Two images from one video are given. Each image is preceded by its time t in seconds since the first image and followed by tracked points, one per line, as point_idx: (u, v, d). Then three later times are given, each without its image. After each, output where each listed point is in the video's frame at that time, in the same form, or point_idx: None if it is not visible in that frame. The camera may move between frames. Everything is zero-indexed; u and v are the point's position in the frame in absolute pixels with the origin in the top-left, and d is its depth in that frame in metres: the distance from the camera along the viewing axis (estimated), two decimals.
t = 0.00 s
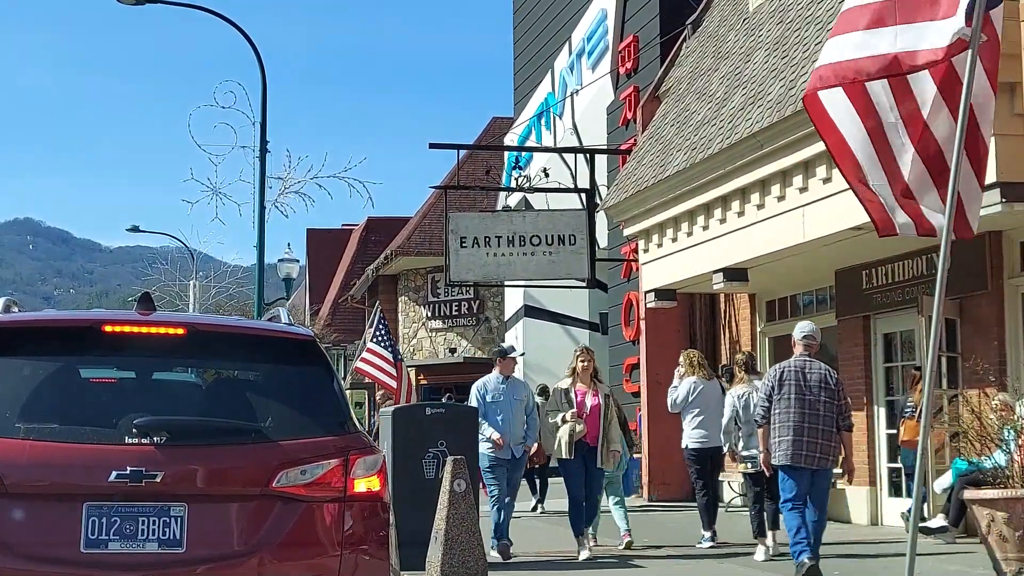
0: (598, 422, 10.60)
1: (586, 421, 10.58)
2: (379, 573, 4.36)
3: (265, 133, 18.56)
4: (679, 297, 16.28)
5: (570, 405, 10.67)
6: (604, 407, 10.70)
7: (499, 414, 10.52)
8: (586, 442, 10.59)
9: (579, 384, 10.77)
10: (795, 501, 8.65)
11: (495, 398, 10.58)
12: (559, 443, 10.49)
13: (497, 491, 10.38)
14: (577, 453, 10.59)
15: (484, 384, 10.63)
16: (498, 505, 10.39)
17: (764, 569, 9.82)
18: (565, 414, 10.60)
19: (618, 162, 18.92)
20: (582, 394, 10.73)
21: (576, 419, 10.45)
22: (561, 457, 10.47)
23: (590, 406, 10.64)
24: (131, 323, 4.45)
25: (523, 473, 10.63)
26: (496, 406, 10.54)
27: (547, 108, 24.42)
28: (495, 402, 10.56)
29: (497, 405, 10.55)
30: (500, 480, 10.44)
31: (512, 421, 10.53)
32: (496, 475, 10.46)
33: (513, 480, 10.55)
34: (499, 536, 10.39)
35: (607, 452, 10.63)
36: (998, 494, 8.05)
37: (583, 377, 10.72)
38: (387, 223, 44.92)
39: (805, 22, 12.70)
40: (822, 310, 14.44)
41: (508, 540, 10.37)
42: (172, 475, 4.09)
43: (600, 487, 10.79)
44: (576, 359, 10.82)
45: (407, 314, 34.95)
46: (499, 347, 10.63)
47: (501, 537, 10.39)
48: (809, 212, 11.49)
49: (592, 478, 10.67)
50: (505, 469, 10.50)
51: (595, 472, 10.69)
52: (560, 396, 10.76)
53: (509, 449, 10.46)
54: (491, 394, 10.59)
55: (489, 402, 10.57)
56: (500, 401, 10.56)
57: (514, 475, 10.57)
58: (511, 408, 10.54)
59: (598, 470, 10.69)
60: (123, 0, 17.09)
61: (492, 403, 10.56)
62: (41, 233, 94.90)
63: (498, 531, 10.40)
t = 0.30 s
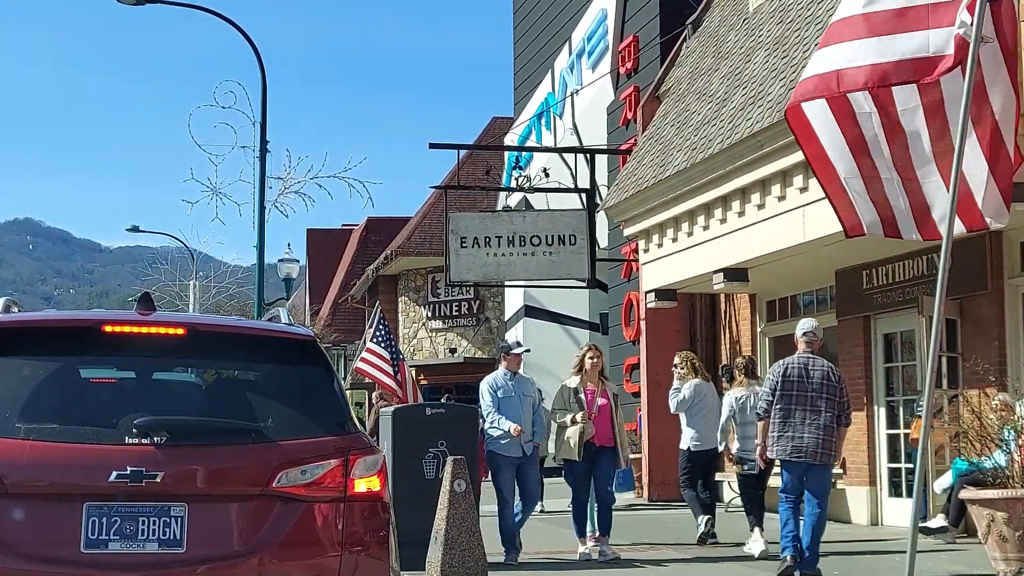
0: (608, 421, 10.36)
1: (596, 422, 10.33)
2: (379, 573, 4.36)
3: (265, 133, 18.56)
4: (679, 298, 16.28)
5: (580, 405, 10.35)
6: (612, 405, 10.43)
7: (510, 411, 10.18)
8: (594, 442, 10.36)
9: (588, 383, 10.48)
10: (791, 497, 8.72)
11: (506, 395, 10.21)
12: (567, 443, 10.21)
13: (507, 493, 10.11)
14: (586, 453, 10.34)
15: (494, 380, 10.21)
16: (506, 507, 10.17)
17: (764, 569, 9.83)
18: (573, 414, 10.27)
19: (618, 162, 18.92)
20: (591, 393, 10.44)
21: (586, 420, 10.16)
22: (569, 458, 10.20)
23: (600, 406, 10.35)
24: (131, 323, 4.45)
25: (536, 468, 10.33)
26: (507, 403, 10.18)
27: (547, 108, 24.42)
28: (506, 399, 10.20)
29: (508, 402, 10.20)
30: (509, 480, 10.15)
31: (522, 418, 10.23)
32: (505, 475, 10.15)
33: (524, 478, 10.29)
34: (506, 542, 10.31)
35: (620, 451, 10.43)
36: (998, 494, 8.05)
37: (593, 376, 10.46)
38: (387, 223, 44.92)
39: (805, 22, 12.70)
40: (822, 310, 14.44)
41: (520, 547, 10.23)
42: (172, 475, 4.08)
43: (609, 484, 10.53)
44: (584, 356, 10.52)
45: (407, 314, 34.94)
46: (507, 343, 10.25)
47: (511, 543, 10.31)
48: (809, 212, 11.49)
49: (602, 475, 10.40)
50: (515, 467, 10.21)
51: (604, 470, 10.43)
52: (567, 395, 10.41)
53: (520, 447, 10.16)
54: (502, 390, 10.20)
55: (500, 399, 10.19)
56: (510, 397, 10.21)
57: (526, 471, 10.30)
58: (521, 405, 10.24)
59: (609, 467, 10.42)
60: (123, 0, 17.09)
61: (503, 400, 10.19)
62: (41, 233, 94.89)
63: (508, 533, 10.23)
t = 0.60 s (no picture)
0: (621, 419, 10.18)
1: (608, 422, 10.13)
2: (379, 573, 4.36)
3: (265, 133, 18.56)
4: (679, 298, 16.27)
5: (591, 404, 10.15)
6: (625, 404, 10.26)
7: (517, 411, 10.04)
8: (607, 442, 10.14)
9: (599, 382, 10.30)
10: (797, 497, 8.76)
11: (514, 395, 10.09)
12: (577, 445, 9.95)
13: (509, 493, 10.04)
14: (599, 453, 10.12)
15: (503, 379, 10.10)
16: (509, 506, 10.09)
17: (764, 569, 9.82)
18: (586, 413, 10.04)
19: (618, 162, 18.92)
20: (602, 393, 10.25)
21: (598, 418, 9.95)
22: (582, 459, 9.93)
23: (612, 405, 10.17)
24: (131, 323, 4.45)
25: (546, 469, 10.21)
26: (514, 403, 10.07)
27: (547, 108, 24.42)
28: (513, 399, 10.07)
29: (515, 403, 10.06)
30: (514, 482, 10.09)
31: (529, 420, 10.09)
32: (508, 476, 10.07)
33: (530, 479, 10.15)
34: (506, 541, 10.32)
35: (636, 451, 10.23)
36: (998, 494, 8.05)
37: (605, 373, 10.28)
38: (387, 223, 44.93)
39: (805, 22, 12.71)
40: (822, 310, 14.43)
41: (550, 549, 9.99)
42: (172, 475, 4.08)
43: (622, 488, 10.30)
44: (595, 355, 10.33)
45: (407, 314, 34.93)
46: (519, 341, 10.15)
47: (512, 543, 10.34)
48: (809, 213, 11.49)
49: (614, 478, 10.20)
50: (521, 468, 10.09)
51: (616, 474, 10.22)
52: (579, 396, 10.19)
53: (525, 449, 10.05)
54: (510, 390, 10.09)
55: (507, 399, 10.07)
56: (519, 398, 10.08)
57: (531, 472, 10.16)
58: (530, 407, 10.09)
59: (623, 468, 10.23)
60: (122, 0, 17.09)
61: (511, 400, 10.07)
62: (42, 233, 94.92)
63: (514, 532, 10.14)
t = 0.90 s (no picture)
0: (631, 417, 10.11)
1: (618, 420, 10.06)
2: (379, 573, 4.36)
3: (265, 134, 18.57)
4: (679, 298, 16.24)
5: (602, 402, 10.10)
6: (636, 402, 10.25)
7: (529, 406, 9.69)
8: (618, 442, 10.07)
9: (608, 379, 10.31)
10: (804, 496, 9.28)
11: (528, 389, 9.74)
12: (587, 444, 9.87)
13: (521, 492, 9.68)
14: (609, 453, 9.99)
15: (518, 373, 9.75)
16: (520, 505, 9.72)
17: (763, 568, 9.81)
18: (594, 413, 9.95)
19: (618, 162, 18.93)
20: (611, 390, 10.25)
21: (608, 418, 9.84)
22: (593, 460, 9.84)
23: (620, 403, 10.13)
24: (131, 322, 4.46)
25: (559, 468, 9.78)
26: (528, 397, 9.71)
27: (547, 108, 24.43)
28: (526, 394, 9.72)
29: (528, 397, 9.70)
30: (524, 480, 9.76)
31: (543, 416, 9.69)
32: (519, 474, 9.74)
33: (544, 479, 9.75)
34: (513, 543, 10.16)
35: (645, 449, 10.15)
36: (998, 494, 8.04)
37: (614, 371, 10.27)
38: (387, 223, 44.96)
39: (805, 22, 12.71)
40: (821, 310, 14.42)
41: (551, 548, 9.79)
42: (172, 475, 4.09)
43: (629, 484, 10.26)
44: (604, 353, 10.32)
45: (407, 314, 34.93)
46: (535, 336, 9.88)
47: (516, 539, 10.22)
48: (809, 212, 11.48)
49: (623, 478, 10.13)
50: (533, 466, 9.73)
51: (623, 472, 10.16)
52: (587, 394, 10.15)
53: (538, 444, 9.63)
54: (525, 384, 9.75)
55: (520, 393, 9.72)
56: (532, 393, 9.72)
57: (545, 472, 9.75)
58: (544, 403, 9.71)
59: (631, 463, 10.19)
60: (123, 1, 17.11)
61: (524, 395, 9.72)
62: (42, 234, 94.91)
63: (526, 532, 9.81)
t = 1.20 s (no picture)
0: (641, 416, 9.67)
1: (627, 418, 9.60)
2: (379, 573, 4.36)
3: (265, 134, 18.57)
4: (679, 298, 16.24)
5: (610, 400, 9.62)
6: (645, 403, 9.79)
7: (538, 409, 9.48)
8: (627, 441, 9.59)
9: (617, 377, 9.84)
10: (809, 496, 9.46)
11: (535, 391, 9.52)
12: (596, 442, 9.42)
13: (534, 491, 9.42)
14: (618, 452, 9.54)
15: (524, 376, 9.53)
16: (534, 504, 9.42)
17: (763, 568, 9.80)
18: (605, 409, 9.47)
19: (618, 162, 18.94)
20: (622, 388, 9.82)
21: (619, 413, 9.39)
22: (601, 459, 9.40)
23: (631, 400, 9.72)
24: (131, 323, 4.45)
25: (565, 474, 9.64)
26: (535, 399, 9.50)
27: (547, 108, 24.44)
28: (533, 396, 9.50)
29: (536, 400, 9.49)
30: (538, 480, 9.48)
31: (552, 418, 9.50)
32: (532, 474, 9.45)
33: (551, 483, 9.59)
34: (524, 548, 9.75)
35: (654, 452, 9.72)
36: (998, 494, 8.04)
37: (624, 369, 9.82)
38: (387, 223, 44.98)
39: (805, 22, 12.71)
40: (821, 310, 14.43)
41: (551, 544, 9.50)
42: (172, 475, 4.08)
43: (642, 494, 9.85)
44: (614, 349, 9.84)
45: (407, 314, 34.94)
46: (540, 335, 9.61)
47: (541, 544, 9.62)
48: (809, 212, 11.48)
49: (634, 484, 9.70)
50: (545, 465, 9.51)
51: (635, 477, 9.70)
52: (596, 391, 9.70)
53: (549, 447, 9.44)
54: (532, 386, 9.53)
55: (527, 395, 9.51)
56: (540, 394, 9.50)
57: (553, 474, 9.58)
58: (552, 404, 9.51)
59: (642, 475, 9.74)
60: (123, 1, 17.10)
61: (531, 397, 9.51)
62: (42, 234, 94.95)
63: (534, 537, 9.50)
